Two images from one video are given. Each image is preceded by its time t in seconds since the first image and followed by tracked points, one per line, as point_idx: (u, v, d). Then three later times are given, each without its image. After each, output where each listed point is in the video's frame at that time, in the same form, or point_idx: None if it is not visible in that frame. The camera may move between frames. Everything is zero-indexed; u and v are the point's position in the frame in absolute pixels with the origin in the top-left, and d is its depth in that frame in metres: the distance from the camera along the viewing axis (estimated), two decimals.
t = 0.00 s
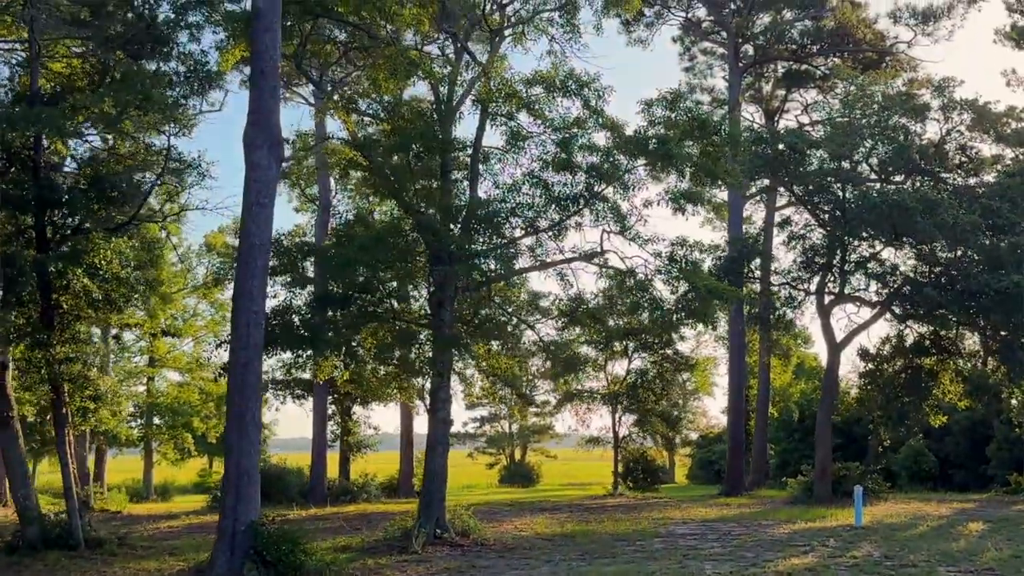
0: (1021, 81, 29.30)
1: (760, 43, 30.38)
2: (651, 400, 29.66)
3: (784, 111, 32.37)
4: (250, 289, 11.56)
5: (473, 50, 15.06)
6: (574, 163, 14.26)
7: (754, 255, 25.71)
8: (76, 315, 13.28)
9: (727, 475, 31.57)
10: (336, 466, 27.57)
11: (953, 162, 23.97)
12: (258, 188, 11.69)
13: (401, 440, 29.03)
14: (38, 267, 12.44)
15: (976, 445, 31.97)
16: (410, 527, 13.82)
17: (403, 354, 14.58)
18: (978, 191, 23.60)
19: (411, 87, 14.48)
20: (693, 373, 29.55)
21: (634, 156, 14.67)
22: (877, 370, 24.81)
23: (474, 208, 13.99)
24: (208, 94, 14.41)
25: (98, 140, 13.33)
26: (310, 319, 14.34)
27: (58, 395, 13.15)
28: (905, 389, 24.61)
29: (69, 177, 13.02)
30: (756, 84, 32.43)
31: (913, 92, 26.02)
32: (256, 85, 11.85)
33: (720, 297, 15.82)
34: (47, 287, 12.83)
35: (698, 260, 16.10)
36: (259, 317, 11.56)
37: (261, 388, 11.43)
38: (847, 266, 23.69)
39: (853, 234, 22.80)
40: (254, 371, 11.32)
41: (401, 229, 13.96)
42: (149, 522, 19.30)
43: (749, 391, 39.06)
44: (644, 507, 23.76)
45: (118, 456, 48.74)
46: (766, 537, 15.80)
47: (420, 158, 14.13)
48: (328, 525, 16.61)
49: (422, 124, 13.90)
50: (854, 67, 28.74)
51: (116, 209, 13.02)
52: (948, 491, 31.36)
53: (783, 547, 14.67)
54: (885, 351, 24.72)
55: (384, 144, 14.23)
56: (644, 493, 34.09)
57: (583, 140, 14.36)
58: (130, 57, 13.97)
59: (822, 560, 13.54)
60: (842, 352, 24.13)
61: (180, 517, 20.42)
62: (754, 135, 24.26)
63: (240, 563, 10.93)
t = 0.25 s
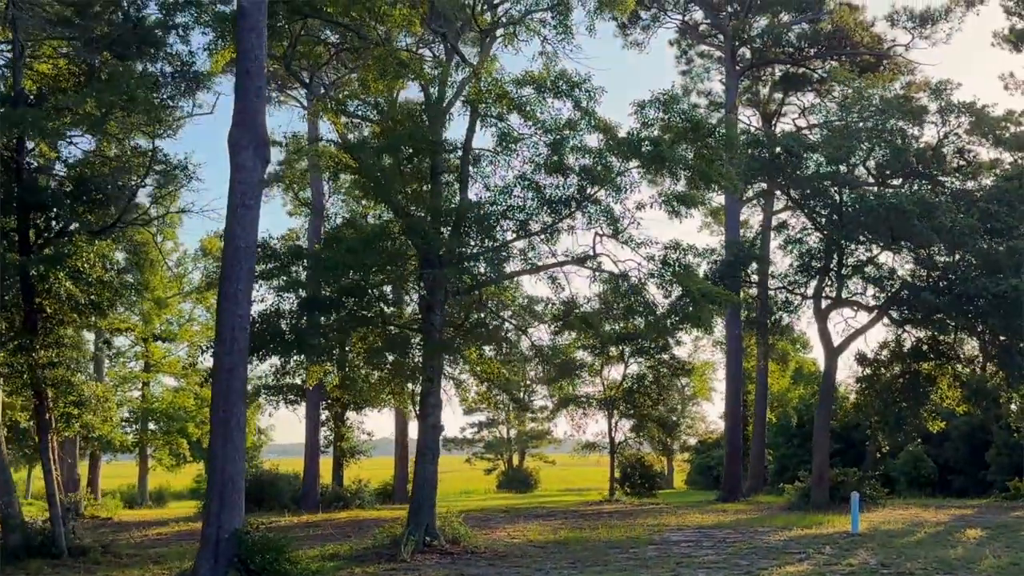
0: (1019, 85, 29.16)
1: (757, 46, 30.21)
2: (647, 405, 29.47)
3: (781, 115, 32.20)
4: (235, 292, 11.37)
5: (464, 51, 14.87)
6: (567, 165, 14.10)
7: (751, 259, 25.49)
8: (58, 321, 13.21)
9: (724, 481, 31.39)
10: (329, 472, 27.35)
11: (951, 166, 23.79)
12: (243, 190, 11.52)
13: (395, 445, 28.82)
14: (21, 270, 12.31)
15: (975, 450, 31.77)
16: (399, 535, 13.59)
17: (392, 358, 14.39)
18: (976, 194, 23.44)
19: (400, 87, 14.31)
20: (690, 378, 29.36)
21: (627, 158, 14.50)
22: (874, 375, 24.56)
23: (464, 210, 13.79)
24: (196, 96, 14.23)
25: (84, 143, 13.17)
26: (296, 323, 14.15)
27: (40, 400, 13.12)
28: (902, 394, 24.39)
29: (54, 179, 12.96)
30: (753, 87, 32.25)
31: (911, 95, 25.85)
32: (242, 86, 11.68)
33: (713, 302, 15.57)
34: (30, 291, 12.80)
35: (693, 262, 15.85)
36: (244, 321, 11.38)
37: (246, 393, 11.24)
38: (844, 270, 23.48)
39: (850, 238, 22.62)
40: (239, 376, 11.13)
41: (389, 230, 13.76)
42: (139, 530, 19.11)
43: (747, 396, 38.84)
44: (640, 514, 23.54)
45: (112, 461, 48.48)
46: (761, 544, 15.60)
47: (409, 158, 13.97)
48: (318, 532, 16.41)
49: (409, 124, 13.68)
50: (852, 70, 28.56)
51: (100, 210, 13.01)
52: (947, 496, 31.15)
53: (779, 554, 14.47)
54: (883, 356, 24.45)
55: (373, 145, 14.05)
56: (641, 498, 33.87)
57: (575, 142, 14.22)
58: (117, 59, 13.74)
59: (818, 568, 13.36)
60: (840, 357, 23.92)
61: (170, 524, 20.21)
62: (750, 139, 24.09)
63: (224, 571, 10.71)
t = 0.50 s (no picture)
0: (1019, 84, 28.97)
1: (755, 45, 30.03)
2: (644, 406, 29.29)
3: (780, 115, 32.00)
4: (220, 289, 11.18)
5: (456, 47, 14.68)
6: (559, 161, 13.95)
7: (747, 259, 25.32)
8: (43, 319, 13.21)
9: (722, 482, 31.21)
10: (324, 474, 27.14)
11: (950, 165, 23.61)
12: (229, 185, 11.33)
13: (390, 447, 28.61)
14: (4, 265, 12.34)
15: (974, 452, 31.56)
16: (389, 536, 13.39)
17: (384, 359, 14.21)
18: (975, 193, 23.26)
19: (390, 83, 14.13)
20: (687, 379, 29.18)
21: (620, 155, 14.35)
22: (872, 376, 24.30)
23: (455, 207, 13.61)
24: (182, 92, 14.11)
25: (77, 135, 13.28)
26: (285, 322, 13.99)
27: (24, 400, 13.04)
28: (900, 394, 24.19)
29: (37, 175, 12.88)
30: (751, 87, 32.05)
31: (910, 94, 25.67)
32: (228, 80, 11.51)
33: (707, 300, 15.29)
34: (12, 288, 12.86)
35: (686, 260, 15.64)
36: (230, 318, 11.19)
37: (232, 392, 11.05)
38: (841, 269, 23.28)
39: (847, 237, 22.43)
40: (224, 374, 10.94)
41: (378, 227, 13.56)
42: (129, 531, 18.94)
43: (745, 398, 38.64)
44: (635, 515, 23.35)
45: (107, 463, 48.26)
46: (757, 546, 15.41)
47: (399, 154, 13.79)
48: (309, 534, 16.22)
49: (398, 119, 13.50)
50: (850, 70, 28.37)
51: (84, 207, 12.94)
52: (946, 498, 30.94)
53: (774, 556, 14.27)
54: (881, 356, 24.15)
55: (363, 141, 13.87)
56: (638, 500, 33.66)
57: (568, 138, 14.09)
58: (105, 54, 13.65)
59: (814, 569, 13.17)
60: (837, 358, 23.72)
61: (162, 526, 20.03)
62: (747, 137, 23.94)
63: (208, 573, 10.51)
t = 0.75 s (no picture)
0: (1019, 81, 28.79)
1: (753, 41, 29.81)
2: (641, 405, 29.10)
3: (778, 111, 31.78)
4: (205, 285, 10.95)
5: (448, 42, 14.47)
6: (552, 156, 13.79)
7: (745, 256, 25.10)
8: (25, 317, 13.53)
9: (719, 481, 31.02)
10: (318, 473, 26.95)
11: (950, 161, 23.44)
12: (214, 180, 11.11)
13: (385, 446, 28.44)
14: None
15: (974, 450, 31.39)
16: (379, 536, 13.20)
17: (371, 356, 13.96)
18: (974, 190, 23.09)
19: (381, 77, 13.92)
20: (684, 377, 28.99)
21: (615, 150, 14.16)
22: (870, 374, 24.09)
23: (446, 202, 13.40)
24: (169, 86, 13.91)
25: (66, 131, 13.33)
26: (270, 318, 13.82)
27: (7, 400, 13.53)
28: (898, 392, 23.99)
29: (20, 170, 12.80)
30: (750, 83, 31.82)
31: (909, 90, 25.48)
32: (213, 73, 11.27)
33: (702, 296, 15.06)
34: None
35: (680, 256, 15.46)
36: (215, 317, 10.97)
37: (217, 391, 10.83)
38: (840, 267, 23.05)
39: (846, 234, 22.22)
40: (209, 373, 10.72)
41: (368, 223, 13.34)
42: (119, 531, 18.75)
43: (744, 396, 38.45)
44: (632, 515, 23.15)
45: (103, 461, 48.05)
46: (753, 546, 15.25)
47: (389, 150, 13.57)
48: (299, 534, 16.04)
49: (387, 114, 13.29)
50: (850, 66, 28.15)
51: (69, 204, 12.93)
52: (946, 497, 30.78)
53: (770, 556, 14.08)
54: (879, 354, 23.93)
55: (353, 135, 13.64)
56: (635, 499, 33.48)
57: (561, 133, 13.92)
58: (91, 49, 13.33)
59: (810, 570, 13.01)
60: (836, 355, 23.50)
61: (152, 526, 19.81)
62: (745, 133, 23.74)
63: None
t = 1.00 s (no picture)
0: (1019, 76, 28.57)
1: (752, 36, 29.61)
2: (639, 402, 28.91)
3: (777, 107, 31.57)
4: (187, 280, 10.76)
5: (438, 34, 14.27)
6: (544, 150, 13.58)
7: (743, 251, 24.89)
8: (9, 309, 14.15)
9: (718, 479, 30.82)
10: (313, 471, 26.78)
11: (948, 157, 23.25)
12: (197, 173, 10.94)
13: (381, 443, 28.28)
14: None
15: (974, 448, 31.19)
16: (367, 535, 13.02)
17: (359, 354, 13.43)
18: (973, 186, 22.90)
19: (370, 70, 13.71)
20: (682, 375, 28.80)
21: (608, 144, 13.98)
22: (868, 371, 23.88)
23: (436, 196, 13.20)
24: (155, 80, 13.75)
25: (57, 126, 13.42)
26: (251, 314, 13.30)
27: None
28: (897, 389, 23.79)
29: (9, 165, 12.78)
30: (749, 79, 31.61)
31: (908, 85, 25.28)
32: (197, 63, 11.10)
33: (694, 292, 14.88)
34: None
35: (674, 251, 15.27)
36: (198, 311, 10.80)
37: (200, 387, 10.67)
38: (837, 262, 22.86)
39: (843, 230, 22.02)
40: (192, 369, 10.55)
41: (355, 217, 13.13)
42: (109, 529, 18.59)
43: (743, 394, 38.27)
44: (628, 513, 22.96)
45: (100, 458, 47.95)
46: (748, 544, 15.08)
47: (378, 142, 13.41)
48: (290, 533, 15.88)
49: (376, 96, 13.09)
50: (849, 61, 27.93)
51: (55, 198, 13.04)
52: (946, 495, 30.60)
53: (764, 555, 13.89)
54: (877, 351, 23.74)
55: (341, 128, 13.44)
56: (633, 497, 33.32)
57: (553, 126, 13.73)
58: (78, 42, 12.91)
59: (804, 570, 12.83)
60: (833, 352, 23.31)
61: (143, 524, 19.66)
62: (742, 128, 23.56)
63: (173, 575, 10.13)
